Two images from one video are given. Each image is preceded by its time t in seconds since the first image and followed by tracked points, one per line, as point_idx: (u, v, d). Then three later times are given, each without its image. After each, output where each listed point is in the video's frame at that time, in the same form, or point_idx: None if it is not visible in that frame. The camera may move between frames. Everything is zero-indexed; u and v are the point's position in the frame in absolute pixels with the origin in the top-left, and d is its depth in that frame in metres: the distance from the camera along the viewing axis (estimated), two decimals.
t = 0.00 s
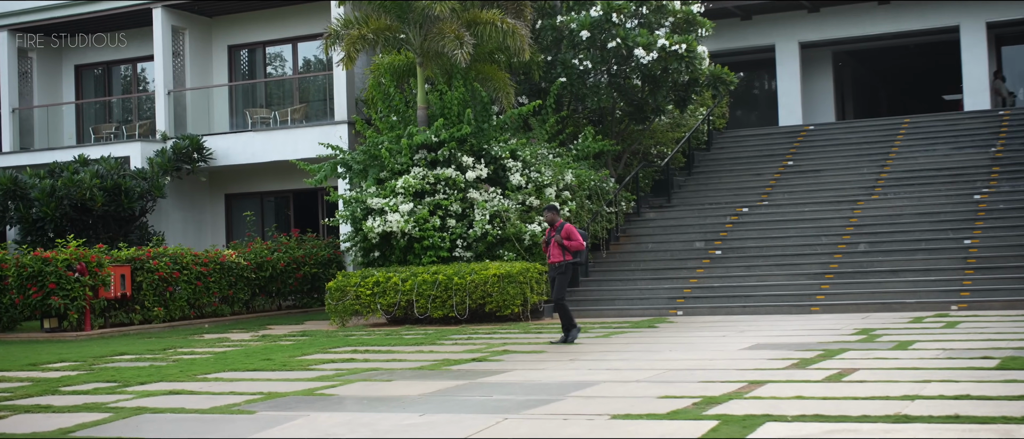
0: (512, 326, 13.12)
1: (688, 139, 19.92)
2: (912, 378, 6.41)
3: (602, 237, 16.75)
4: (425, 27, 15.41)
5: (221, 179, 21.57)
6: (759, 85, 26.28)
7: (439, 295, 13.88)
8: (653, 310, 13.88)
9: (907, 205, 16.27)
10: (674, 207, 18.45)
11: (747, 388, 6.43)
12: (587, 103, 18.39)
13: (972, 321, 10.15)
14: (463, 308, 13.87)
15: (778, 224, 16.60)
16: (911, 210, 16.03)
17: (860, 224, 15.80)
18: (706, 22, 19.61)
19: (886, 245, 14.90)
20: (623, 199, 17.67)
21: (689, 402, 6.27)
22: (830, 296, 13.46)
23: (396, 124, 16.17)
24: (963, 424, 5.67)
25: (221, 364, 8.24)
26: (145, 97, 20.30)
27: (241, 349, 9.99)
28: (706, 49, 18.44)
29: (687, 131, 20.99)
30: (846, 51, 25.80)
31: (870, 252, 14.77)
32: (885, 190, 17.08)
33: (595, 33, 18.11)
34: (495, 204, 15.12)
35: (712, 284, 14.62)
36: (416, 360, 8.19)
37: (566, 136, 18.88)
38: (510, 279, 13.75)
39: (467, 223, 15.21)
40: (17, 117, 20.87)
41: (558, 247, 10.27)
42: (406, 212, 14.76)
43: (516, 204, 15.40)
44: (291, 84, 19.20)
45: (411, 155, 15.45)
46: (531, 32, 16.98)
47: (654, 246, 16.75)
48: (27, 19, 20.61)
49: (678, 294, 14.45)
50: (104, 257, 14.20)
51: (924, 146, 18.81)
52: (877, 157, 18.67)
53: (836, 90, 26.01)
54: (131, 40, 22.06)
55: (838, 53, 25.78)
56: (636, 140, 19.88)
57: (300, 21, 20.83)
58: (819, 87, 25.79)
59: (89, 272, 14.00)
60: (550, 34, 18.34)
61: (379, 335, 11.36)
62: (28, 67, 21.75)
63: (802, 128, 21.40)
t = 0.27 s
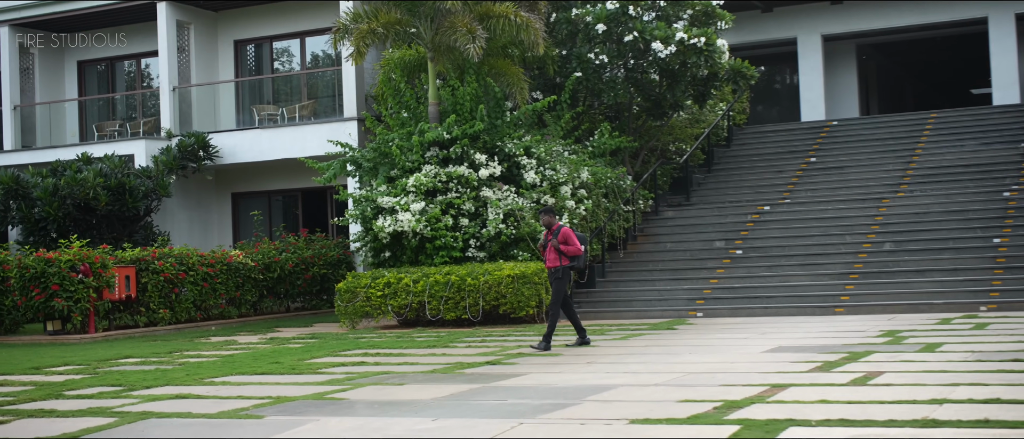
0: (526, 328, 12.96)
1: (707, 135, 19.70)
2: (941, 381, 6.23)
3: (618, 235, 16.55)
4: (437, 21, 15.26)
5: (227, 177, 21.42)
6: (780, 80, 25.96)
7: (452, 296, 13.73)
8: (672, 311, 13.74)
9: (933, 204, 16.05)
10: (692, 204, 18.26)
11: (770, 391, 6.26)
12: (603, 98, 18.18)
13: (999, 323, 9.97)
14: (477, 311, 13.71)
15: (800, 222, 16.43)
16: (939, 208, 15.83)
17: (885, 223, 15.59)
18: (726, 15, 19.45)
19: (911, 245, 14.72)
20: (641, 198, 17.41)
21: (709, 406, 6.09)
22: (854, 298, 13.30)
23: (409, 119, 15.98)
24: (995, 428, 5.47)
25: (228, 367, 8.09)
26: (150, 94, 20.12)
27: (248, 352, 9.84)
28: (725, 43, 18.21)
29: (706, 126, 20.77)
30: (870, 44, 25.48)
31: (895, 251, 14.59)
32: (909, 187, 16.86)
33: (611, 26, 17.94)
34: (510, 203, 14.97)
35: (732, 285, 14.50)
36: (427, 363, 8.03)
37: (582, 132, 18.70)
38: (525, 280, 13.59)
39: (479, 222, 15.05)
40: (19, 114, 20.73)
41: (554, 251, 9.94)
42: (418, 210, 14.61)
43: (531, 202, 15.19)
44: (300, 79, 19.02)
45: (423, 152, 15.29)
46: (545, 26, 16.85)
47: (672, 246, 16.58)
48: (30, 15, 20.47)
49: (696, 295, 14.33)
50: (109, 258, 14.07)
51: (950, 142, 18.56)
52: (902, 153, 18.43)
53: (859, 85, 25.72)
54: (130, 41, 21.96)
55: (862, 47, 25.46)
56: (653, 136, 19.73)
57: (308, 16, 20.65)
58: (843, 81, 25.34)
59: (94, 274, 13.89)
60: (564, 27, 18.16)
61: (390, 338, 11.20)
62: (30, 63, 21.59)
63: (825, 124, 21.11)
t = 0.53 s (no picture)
0: (541, 328, 12.88)
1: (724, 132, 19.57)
2: (963, 383, 6.15)
3: (634, 234, 16.46)
4: (449, 17, 15.21)
5: (237, 176, 21.35)
6: (800, 75, 25.86)
7: (465, 297, 13.66)
8: (690, 312, 13.70)
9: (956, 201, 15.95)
10: (710, 203, 18.15)
11: (788, 393, 6.19)
12: (618, 95, 18.09)
13: (1022, 323, 9.91)
14: (491, 312, 13.65)
15: (820, 220, 16.33)
16: (962, 205, 15.68)
17: (907, 221, 15.50)
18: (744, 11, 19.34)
19: (932, 244, 14.66)
20: (657, 196, 17.42)
21: (727, 408, 6.00)
22: (873, 298, 13.26)
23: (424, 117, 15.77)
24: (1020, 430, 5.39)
25: (238, 369, 8.02)
26: (157, 92, 20.02)
27: (258, 355, 9.79)
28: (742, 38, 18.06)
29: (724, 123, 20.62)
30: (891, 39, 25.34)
31: (917, 250, 14.53)
32: (932, 185, 16.75)
33: (626, 22, 17.91)
34: (524, 202, 14.88)
35: (750, 284, 14.50)
36: (440, 365, 7.96)
37: (597, 129, 18.63)
38: (538, 280, 13.58)
39: (492, 222, 14.97)
40: (25, 112, 20.72)
41: (546, 251, 9.82)
42: (430, 210, 14.54)
43: (545, 201, 15.03)
44: (310, 77, 18.84)
45: (435, 151, 15.22)
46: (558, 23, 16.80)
47: (690, 245, 16.51)
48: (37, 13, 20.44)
49: (715, 295, 14.34)
50: (117, 259, 14.07)
51: (973, 138, 18.44)
52: (924, 150, 18.31)
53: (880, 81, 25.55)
54: (130, 42, 21.97)
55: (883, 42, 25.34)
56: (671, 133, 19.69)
57: (319, 12, 20.58)
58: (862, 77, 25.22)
59: (100, 275, 13.85)
60: (578, 22, 18.18)
61: (403, 340, 11.15)
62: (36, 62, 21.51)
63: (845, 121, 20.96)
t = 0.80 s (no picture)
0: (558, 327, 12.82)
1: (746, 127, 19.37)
2: (991, 383, 6.05)
3: (654, 232, 16.33)
4: (464, 10, 15.03)
5: (249, 173, 21.27)
6: (824, 68, 25.61)
7: (481, 295, 13.59)
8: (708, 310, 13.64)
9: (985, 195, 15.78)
10: (731, 198, 18.02)
11: (812, 393, 6.08)
12: (636, 89, 17.96)
13: None
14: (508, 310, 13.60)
15: (843, 217, 16.23)
16: (988, 201, 15.54)
17: (933, 218, 15.36)
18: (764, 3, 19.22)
19: (957, 241, 14.53)
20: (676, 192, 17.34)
21: (750, 408, 5.88)
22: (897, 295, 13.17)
23: (439, 111, 15.79)
24: None
25: (250, 369, 7.93)
26: (169, 87, 19.96)
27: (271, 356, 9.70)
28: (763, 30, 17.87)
29: (746, 117, 20.40)
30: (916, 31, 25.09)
31: (942, 247, 14.42)
32: (959, 180, 16.58)
33: (646, 14, 17.69)
34: (541, 198, 14.77)
35: (773, 282, 14.40)
36: (456, 365, 7.88)
37: (616, 125, 18.48)
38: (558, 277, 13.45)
39: (510, 218, 14.88)
40: (34, 109, 20.59)
41: (541, 252, 9.75)
42: (445, 206, 14.51)
43: (564, 197, 14.88)
44: (323, 71, 18.79)
45: (451, 146, 15.09)
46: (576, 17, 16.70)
47: (711, 242, 16.40)
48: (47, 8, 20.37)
49: (737, 293, 14.26)
50: (130, 257, 13.99)
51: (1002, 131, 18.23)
52: (950, 145, 18.14)
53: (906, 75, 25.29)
54: (133, 41, 21.94)
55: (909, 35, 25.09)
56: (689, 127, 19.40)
57: (333, 6, 20.50)
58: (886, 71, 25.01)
59: (111, 273, 13.76)
60: (597, 15, 17.89)
61: (418, 339, 11.07)
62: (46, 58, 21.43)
63: (870, 115, 20.81)
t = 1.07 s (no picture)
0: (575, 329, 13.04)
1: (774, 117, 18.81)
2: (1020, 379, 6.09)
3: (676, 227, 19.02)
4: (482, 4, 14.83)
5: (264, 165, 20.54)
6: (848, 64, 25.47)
7: (501, 293, 15.89)
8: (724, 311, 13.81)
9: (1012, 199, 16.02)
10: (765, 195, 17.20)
11: (839, 392, 6.01)
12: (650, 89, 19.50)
13: None
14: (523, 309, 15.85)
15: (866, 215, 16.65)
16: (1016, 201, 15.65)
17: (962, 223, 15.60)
18: None
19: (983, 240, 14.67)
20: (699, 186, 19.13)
21: (776, 407, 5.81)
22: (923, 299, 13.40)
23: (467, 119, 17.75)
24: None
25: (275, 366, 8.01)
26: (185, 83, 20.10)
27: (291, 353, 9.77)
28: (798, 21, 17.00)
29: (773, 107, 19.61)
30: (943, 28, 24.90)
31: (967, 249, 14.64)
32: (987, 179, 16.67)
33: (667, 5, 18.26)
34: (560, 193, 18.08)
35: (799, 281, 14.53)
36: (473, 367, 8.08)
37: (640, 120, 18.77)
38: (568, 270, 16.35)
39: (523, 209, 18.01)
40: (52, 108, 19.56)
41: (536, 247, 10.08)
42: (465, 201, 17.77)
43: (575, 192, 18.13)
44: (339, 65, 17.98)
45: (471, 142, 18.05)
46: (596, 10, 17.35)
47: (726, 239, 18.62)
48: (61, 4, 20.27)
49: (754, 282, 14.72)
50: (144, 256, 16.52)
51: None
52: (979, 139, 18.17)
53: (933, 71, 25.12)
54: (130, 41, 18.91)
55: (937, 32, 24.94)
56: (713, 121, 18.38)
57: None
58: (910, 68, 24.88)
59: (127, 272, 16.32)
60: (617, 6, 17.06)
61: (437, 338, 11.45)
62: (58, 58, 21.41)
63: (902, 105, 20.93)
